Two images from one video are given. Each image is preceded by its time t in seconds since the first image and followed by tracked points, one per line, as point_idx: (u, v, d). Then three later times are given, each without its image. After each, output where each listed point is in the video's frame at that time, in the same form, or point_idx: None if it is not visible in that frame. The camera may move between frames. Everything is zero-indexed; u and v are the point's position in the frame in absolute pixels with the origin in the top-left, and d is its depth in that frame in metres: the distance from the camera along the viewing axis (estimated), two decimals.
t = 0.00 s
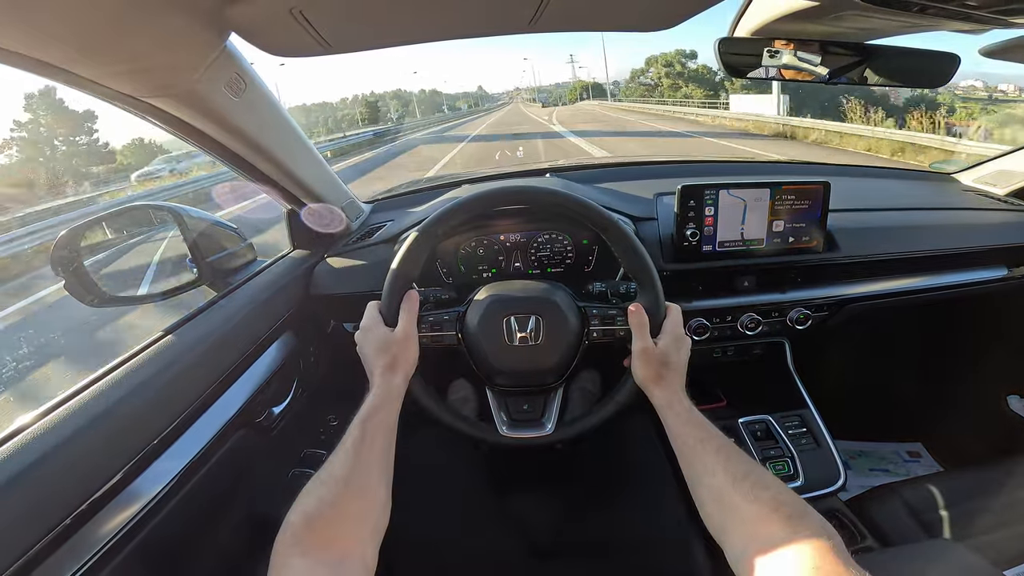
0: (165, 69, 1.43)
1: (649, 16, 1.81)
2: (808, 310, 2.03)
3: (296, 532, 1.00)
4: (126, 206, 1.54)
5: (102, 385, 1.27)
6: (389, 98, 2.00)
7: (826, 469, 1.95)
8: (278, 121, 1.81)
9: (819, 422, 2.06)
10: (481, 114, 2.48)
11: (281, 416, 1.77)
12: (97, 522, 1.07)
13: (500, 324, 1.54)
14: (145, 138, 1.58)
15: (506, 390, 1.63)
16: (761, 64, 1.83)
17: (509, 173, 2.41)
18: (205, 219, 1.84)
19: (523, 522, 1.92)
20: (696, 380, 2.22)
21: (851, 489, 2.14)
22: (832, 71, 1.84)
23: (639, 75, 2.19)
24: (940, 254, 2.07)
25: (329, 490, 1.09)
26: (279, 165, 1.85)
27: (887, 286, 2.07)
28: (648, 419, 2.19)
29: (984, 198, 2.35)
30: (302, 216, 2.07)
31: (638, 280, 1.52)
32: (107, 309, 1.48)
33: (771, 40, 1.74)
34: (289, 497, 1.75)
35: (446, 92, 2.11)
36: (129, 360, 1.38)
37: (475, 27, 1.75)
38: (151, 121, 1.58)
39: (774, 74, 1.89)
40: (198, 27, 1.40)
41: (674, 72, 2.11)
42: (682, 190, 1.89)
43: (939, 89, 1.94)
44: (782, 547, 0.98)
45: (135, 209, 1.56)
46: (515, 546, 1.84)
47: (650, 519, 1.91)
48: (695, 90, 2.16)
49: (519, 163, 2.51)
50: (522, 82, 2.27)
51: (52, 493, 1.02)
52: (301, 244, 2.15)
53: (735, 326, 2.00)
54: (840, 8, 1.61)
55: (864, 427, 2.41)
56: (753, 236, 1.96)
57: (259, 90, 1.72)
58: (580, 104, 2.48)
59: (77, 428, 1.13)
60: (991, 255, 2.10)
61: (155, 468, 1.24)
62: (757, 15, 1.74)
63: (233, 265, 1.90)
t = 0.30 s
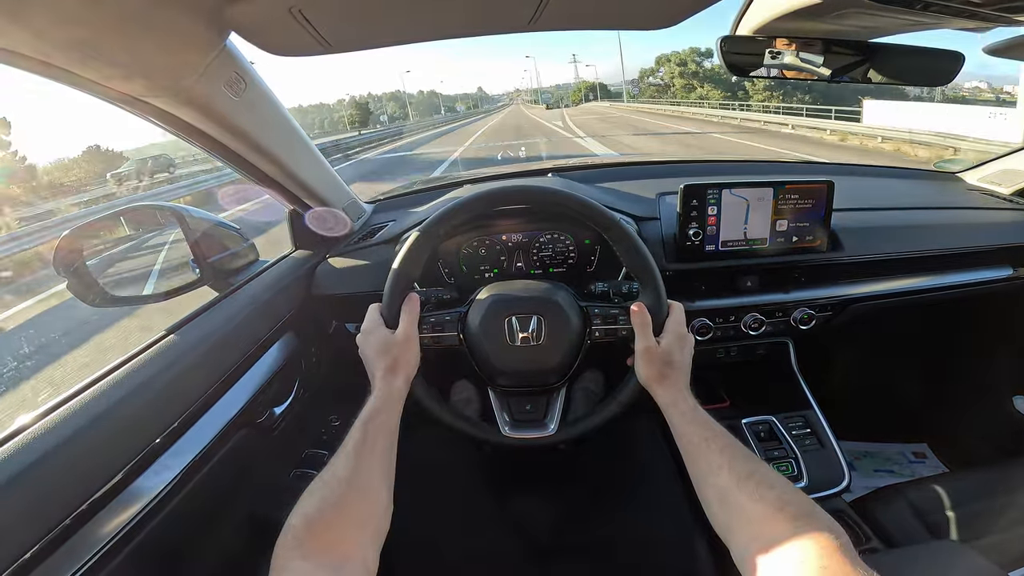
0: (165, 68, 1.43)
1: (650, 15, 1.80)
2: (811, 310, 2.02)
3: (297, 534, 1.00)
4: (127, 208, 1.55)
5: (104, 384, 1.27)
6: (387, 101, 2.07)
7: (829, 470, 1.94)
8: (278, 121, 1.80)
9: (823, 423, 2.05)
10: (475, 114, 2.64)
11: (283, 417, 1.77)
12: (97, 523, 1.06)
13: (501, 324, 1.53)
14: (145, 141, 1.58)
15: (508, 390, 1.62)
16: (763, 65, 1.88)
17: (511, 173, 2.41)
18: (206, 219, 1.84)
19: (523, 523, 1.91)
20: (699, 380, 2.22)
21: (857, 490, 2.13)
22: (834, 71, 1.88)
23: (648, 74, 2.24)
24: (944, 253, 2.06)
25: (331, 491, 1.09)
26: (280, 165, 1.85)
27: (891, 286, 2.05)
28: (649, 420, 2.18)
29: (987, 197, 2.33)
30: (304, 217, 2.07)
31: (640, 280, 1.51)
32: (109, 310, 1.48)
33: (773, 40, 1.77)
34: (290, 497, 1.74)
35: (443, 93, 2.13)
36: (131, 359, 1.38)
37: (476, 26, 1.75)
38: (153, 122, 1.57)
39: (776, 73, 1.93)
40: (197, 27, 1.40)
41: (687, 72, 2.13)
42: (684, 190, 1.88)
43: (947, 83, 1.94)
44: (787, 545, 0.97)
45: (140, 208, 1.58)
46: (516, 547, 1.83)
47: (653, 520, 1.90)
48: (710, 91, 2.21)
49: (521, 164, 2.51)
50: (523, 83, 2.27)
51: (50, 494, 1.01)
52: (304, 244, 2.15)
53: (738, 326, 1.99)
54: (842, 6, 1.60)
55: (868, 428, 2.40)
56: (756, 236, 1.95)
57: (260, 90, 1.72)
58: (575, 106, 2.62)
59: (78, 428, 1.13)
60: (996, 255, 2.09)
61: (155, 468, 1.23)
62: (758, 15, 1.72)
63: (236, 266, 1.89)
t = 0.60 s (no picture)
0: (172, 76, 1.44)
1: (653, 22, 1.80)
2: (813, 313, 2.04)
3: (302, 542, 0.99)
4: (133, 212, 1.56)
5: (114, 389, 1.29)
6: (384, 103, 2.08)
7: (831, 473, 1.96)
8: (283, 126, 1.81)
9: (825, 426, 2.06)
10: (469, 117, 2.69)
11: (288, 420, 1.79)
12: (106, 527, 1.08)
13: (506, 328, 1.55)
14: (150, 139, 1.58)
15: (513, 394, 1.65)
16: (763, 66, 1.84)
17: (513, 177, 2.41)
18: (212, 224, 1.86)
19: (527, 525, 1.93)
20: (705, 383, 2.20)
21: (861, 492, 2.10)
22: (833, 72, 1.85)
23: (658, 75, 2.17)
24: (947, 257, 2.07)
25: (336, 499, 1.08)
26: (284, 171, 1.86)
27: (892, 289, 2.07)
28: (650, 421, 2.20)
29: (989, 199, 2.34)
30: (308, 222, 2.10)
31: (642, 284, 1.53)
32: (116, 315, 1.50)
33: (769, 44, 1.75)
34: (297, 500, 1.76)
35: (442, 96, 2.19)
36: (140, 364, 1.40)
37: (478, 33, 1.76)
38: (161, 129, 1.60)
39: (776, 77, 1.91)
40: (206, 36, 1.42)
41: (702, 72, 2.02)
42: (686, 195, 1.88)
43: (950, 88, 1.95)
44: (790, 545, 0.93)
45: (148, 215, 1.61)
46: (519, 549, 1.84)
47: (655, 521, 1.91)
48: (727, 91, 2.14)
49: (522, 167, 2.51)
50: (522, 86, 2.29)
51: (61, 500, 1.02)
52: (309, 248, 2.16)
53: (740, 329, 2.02)
54: (844, 11, 1.61)
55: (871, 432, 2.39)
56: (758, 240, 1.95)
57: (264, 96, 1.73)
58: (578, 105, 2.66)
59: (88, 433, 1.14)
60: (998, 258, 2.10)
61: (162, 473, 1.24)
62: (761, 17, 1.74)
63: (242, 270, 1.92)
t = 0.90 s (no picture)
0: (190, 76, 1.45)
1: (666, 24, 1.80)
2: (820, 315, 2.04)
3: (317, 545, 1.02)
4: (141, 211, 1.56)
5: (128, 390, 1.30)
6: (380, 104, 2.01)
7: (839, 472, 1.95)
8: (294, 128, 1.82)
9: (833, 427, 2.06)
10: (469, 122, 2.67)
11: (298, 421, 1.79)
12: (123, 528, 1.08)
13: (517, 329, 1.55)
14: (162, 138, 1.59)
15: (524, 395, 1.64)
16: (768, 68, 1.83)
17: (519, 180, 2.42)
18: (220, 225, 1.86)
19: (535, 526, 1.93)
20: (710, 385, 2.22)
21: (867, 492, 2.15)
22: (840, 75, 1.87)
23: (669, 74, 2.16)
24: (957, 259, 2.08)
25: (348, 507, 1.09)
26: (295, 172, 1.87)
27: (900, 292, 2.07)
28: (659, 422, 2.23)
29: (994, 201, 2.35)
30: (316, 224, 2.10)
31: (650, 284, 1.52)
32: (129, 316, 1.51)
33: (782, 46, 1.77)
34: (308, 502, 1.76)
35: (436, 95, 2.15)
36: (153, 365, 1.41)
37: (488, 36, 1.77)
38: (173, 130, 1.61)
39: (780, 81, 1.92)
40: (221, 38, 1.42)
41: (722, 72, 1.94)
42: (695, 198, 1.89)
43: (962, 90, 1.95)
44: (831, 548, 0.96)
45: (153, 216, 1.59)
46: (528, 550, 1.84)
47: (660, 519, 1.93)
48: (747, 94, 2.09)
49: (528, 170, 2.52)
50: (523, 86, 2.26)
51: (79, 500, 1.04)
52: (316, 249, 2.16)
53: (748, 331, 2.02)
54: (856, 16, 1.63)
55: (875, 432, 2.42)
56: (766, 242, 1.96)
57: (279, 97, 1.73)
58: (581, 110, 2.67)
59: (101, 436, 1.15)
60: (1004, 260, 2.11)
61: (177, 474, 1.25)
62: (772, 24, 1.75)
63: (251, 270, 1.93)
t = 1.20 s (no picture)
0: (176, 83, 1.46)
1: (657, 28, 1.80)
2: (813, 319, 2.04)
3: None
4: (136, 214, 1.58)
5: (118, 390, 1.31)
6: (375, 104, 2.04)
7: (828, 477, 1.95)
8: (284, 132, 1.83)
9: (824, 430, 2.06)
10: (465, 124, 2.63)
11: (290, 423, 1.80)
12: (110, 527, 1.08)
13: (505, 334, 1.56)
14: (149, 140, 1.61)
15: (513, 399, 1.64)
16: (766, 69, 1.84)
17: (514, 182, 2.42)
18: (214, 229, 1.84)
19: (524, 528, 1.93)
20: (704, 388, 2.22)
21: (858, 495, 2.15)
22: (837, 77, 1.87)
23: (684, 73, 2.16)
24: (951, 263, 2.08)
25: (259, 541, 1.01)
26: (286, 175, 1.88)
27: (892, 296, 2.07)
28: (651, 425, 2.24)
29: (990, 205, 2.34)
30: (310, 228, 2.11)
31: (641, 290, 1.55)
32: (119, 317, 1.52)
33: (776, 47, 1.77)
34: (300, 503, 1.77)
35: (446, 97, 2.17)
36: (144, 366, 1.42)
37: (480, 40, 1.77)
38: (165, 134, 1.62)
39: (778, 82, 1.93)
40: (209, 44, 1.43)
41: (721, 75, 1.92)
42: (688, 201, 1.88)
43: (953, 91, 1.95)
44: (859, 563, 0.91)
45: (144, 218, 1.59)
46: (518, 553, 1.84)
47: (649, 520, 1.94)
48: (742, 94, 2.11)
49: (524, 172, 2.52)
50: (526, 85, 2.21)
51: (67, 499, 1.04)
52: (310, 251, 2.16)
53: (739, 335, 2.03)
54: (845, 18, 1.63)
55: (870, 434, 2.41)
56: (758, 245, 1.94)
57: (266, 101, 1.74)
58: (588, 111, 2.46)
59: (90, 436, 1.16)
60: (997, 264, 2.11)
61: (167, 473, 1.25)
62: (761, 28, 1.74)
63: (244, 273, 1.93)
